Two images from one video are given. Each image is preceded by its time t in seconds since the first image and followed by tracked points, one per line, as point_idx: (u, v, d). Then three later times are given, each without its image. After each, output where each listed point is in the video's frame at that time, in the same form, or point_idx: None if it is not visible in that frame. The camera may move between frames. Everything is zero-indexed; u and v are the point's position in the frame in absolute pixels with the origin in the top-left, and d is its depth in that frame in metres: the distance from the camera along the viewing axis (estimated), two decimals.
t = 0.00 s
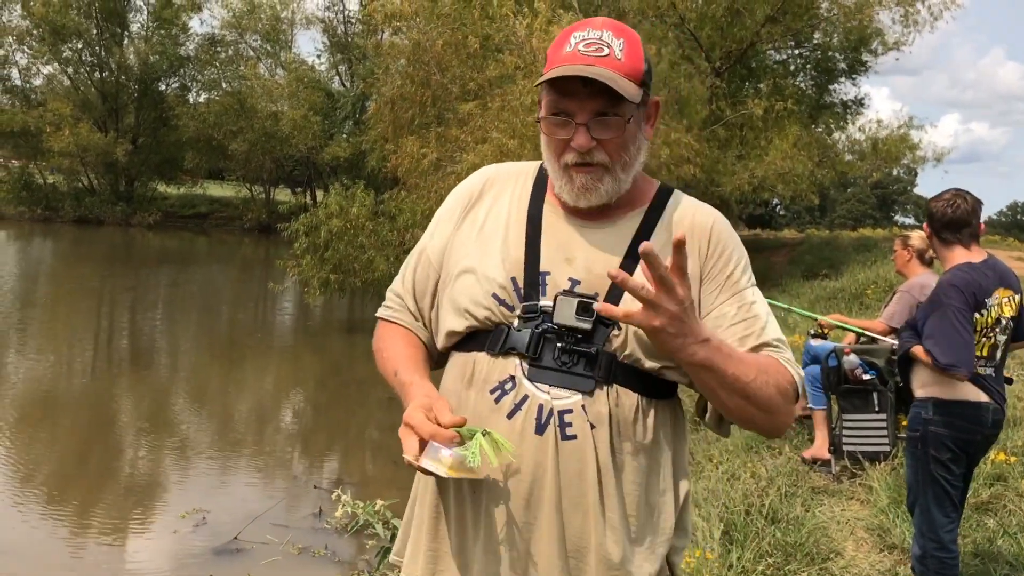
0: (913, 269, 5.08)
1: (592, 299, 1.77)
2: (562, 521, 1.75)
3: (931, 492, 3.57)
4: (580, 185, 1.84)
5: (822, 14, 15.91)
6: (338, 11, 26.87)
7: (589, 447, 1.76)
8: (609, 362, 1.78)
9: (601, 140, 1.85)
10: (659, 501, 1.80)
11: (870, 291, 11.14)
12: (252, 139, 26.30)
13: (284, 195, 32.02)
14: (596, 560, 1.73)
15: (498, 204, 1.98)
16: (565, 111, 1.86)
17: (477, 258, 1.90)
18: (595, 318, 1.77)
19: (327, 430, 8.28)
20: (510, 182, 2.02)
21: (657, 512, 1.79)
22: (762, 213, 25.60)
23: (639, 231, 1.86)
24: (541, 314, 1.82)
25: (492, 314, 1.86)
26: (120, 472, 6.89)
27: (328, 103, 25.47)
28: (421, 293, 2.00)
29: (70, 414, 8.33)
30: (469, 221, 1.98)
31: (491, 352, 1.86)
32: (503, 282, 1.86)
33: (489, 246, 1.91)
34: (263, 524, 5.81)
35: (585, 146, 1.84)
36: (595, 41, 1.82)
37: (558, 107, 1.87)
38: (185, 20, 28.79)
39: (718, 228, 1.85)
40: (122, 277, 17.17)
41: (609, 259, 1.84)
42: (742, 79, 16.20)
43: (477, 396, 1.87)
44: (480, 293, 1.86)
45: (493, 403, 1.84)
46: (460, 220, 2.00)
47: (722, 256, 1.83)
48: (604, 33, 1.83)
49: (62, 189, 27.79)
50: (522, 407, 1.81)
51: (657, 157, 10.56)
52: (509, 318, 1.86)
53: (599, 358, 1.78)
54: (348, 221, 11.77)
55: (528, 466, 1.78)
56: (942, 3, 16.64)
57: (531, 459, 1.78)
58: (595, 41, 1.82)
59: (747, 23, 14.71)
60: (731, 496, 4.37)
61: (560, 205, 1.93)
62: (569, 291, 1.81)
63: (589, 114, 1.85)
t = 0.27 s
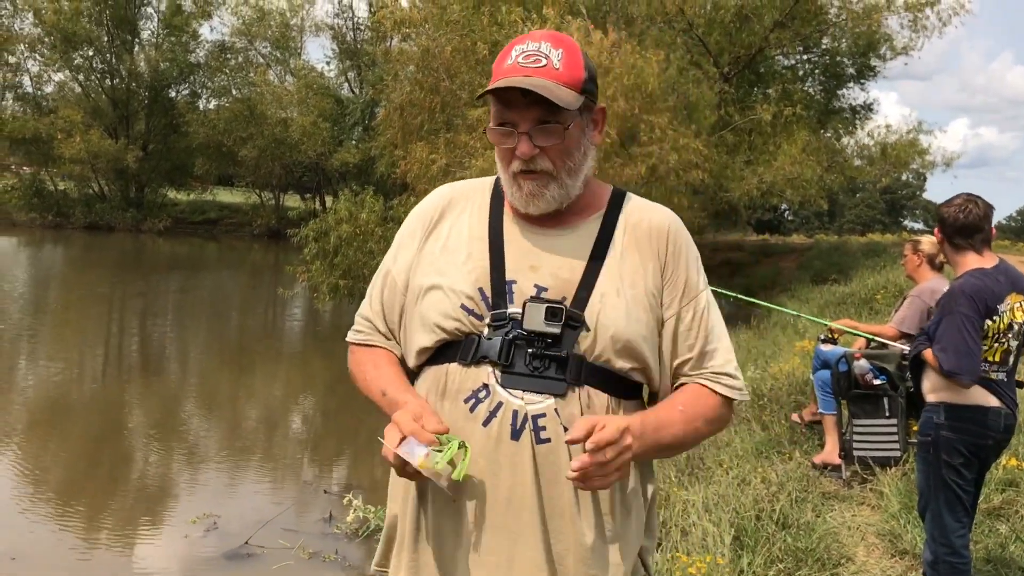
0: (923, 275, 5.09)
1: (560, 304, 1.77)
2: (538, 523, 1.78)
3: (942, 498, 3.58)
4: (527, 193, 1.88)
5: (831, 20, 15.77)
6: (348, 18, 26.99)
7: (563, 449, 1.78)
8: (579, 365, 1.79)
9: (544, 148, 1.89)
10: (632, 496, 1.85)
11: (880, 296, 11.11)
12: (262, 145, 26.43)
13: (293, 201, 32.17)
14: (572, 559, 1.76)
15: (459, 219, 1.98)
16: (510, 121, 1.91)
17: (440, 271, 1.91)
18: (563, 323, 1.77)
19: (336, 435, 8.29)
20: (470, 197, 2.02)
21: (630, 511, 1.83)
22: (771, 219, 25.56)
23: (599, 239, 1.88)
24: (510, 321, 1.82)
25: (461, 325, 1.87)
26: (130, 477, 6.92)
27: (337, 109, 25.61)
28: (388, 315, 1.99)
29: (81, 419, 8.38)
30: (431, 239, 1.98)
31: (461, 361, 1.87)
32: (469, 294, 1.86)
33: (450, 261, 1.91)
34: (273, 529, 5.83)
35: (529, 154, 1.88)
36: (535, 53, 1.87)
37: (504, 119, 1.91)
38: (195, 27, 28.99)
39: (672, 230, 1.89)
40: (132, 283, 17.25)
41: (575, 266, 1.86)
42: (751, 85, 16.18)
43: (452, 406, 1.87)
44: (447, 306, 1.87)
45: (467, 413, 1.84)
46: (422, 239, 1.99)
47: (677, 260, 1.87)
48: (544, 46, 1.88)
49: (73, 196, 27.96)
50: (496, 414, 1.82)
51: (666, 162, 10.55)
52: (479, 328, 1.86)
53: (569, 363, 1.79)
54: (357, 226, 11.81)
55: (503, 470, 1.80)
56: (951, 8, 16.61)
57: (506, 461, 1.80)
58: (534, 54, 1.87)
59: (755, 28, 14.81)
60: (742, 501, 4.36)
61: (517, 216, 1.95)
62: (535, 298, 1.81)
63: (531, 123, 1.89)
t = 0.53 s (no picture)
0: (931, 281, 5.05)
1: (530, 308, 1.79)
2: (514, 522, 1.80)
3: (950, 505, 3.57)
4: (499, 200, 1.91)
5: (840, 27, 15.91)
6: (356, 26, 27.12)
7: (540, 448, 1.80)
8: (552, 365, 1.82)
9: (510, 152, 1.94)
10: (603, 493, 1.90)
11: (888, 303, 11.09)
12: (270, 153, 26.55)
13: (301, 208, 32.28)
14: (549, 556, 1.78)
15: (427, 230, 2.00)
16: (476, 131, 1.95)
17: (412, 279, 1.93)
18: (534, 326, 1.80)
19: (343, 442, 8.31)
20: (434, 206, 2.04)
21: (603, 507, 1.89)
22: (778, 225, 25.56)
23: (564, 243, 1.90)
24: (482, 325, 1.85)
25: (433, 331, 1.89)
26: (138, 483, 6.95)
27: (345, 117, 25.71)
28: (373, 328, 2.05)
29: (89, 426, 8.42)
30: (400, 252, 2.00)
31: (434, 366, 1.89)
32: (440, 299, 1.89)
33: (421, 268, 1.94)
34: (282, 536, 5.84)
35: (498, 161, 1.93)
36: (493, 63, 1.92)
37: (469, 127, 1.96)
38: (203, 35, 29.09)
39: (633, 231, 1.92)
40: (141, 290, 17.33)
41: (544, 271, 1.88)
42: (758, 92, 16.18)
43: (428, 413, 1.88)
44: (420, 313, 1.89)
45: (441, 416, 1.86)
46: (395, 252, 2.01)
47: (642, 260, 1.91)
48: (501, 55, 1.93)
49: (82, 204, 28.13)
50: (471, 417, 1.83)
51: (673, 169, 10.56)
52: (452, 333, 1.88)
53: (542, 363, 1.82)
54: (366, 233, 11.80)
55: (478, 472, 1.81)
56: (959, 15, 16.59)
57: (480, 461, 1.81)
58: (492, 63, 1.92)
59: (763, 35, 14.79)
60: (750, 508, 4.35)
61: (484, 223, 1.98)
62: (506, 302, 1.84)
63: (497, 130, 1.94)
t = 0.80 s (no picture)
0: (937, 286, 5.04)
1: (519, 303, 1.87)
2: (511, 514, 1.84)
3: (958, 510, 3.56)
4: (494, 208, 1.97)
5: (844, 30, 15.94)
6: (361, 32, 27.19)
7: (535, 441, 1.85)
8: (542, 359, 1.89)
9: (504, 161, 1.98)
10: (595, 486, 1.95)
11: (895, 307, 11.06)
12: (275, 158, 26.64)
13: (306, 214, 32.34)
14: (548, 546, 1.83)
15: (406, 240, 2.06)
16: (465, 143, 1.99)
17: (400, 285, 1.99)
18: (523, 320, 1.87)
19: (348, 447, 8.31)
20: (413, 218, 2.11)
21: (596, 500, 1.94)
22: (783, 230, 25.55)
23: (548, 242, 1.99)
24: (471, 323, 1.91)
25: (424, 333, 1.95)
26: (143, 489, 6.96)
27: (350, 122, 25.76)
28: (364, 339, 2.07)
29: (94, 431, 8.44)
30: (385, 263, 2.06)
31: (426, 367, 1.94)
32: (429, 302, 1.95)
33: (409, 276, 1.99)
34: (287, 541, 5.84)
35: (491, 170, 1.97)
36: (475, 75, 1.97)
37: (458, 141, 1.99)
38: (209, 41, 29.20)
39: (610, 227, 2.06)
40: (146, 296, 17.37)
41: (529, 270, 1.96)
42: (762, 97, 16.18)
43: (424, 412, 1.93)
44: (410, 316, 1.95)
45: (438, 415, 1.90)
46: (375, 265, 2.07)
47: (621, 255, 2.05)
48: (482, 67, 1.98)
49: (88, 210, 28.24)
50: (467, 414, 1.88)
51: (678, 174, 10.56)
52: (442, 333, 1.94)
53: (533, 357, 1.89)
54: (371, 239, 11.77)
55: (477, 467, 1.85)
56: (964, 19, 16.57)
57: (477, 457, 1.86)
58: (475, 76, 1.97)
59: (767, 41, 14.81)
60: (756, 513, 4.34)
61: (467, 231, 2.04)
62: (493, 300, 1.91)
63: (488, 140, 1.99)
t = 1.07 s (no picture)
0: (941, 289, 5.04)
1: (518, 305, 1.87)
2: (522, 517, 1.82)
3: (963, 514, 3.55)
4: (491, 212, 1.96)
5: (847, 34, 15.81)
6: (364, 35, 27.23)
7: (541, 441, 1.85)
8: (544, 361, 1.90)
9: (504, 167, 1.97)
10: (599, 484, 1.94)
11: (898, 310, 11.05)
12: (278, 162, 26.72)
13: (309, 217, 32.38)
14: (558, 545, 1.81)
15: (397, 248, 2.05)
16: (468, 146, 1.97)
17: (395, 296, 1.98)
18: (525, 323, 1.87)
19: (351, 450, 8.30)
20: (405, 224, 2.09)
21: (603, 497, 1.93)
22: (787, 233, 25.55)
23: (541, 243, 2.00)
24: (472, 329, 1.90)
25: (425, 339, 1.93)
26: (146, 492, 6.97)
27: (353, 126, 25.78)
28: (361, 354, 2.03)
29: (97, 434, 8.45)
30: (377, 271, 2.05)
31: (428, 373, 1.93)
32: (428, 308, 1.94)
33: (407, 285, 1.98)
34: (290, 544, 5.84)
35: (493, 174, 1.96)
36: (480, 78, 1.96)
37: (459, 144, 1.97)
38: (212, 45, 29.25)
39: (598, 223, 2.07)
40: (150, 299, 17.39)
41: (527, 273, 1.97)
42: (766, 99, 16.17)
43: (428, 419, 1.90)
44: (410, 323, 1.93)
45: (443, 422, 1.88)
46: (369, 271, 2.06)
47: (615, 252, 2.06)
48: (486, 71, 1.98)
49: (91, 213, 28.30)
50: (474, 420, 1.87)
51: (681, 177, 10.56)
52: (443, 339, 1.93)
53: (536, 360, 1.89)
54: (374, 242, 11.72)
55: (486, 470, 1.84)
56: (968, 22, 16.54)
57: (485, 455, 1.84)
58: (480, 79, 1.96)
59: (770, 43, 14.59)
60: (760, 516, 4.33)
61: (463, 235, 2.04)
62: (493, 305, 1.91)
63: (490, 145, 1.97)
